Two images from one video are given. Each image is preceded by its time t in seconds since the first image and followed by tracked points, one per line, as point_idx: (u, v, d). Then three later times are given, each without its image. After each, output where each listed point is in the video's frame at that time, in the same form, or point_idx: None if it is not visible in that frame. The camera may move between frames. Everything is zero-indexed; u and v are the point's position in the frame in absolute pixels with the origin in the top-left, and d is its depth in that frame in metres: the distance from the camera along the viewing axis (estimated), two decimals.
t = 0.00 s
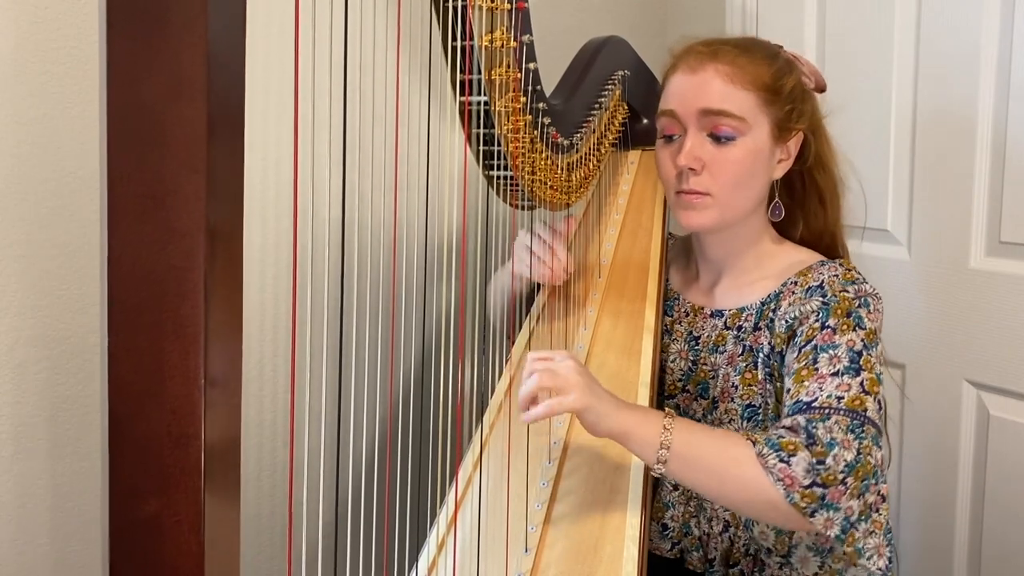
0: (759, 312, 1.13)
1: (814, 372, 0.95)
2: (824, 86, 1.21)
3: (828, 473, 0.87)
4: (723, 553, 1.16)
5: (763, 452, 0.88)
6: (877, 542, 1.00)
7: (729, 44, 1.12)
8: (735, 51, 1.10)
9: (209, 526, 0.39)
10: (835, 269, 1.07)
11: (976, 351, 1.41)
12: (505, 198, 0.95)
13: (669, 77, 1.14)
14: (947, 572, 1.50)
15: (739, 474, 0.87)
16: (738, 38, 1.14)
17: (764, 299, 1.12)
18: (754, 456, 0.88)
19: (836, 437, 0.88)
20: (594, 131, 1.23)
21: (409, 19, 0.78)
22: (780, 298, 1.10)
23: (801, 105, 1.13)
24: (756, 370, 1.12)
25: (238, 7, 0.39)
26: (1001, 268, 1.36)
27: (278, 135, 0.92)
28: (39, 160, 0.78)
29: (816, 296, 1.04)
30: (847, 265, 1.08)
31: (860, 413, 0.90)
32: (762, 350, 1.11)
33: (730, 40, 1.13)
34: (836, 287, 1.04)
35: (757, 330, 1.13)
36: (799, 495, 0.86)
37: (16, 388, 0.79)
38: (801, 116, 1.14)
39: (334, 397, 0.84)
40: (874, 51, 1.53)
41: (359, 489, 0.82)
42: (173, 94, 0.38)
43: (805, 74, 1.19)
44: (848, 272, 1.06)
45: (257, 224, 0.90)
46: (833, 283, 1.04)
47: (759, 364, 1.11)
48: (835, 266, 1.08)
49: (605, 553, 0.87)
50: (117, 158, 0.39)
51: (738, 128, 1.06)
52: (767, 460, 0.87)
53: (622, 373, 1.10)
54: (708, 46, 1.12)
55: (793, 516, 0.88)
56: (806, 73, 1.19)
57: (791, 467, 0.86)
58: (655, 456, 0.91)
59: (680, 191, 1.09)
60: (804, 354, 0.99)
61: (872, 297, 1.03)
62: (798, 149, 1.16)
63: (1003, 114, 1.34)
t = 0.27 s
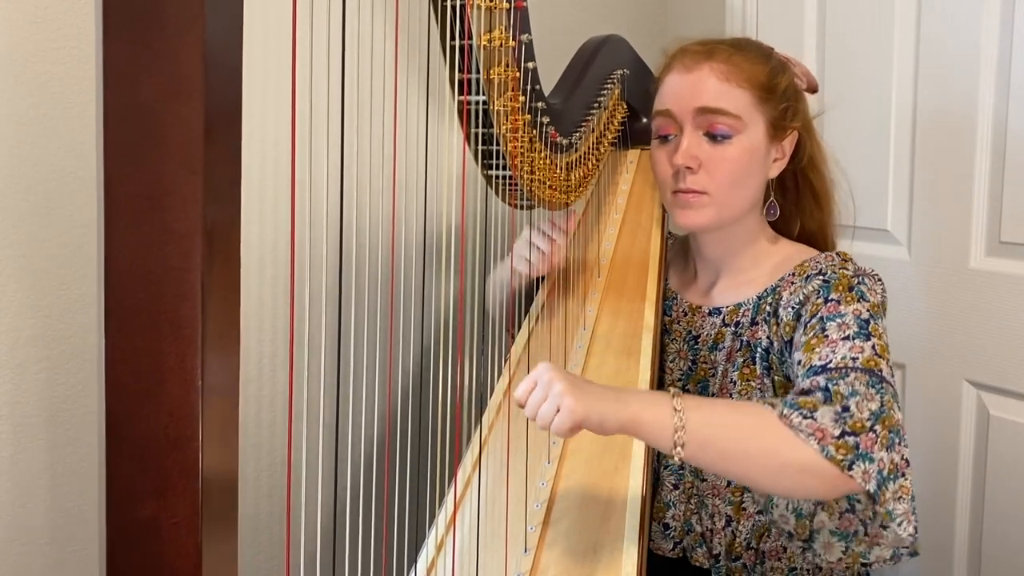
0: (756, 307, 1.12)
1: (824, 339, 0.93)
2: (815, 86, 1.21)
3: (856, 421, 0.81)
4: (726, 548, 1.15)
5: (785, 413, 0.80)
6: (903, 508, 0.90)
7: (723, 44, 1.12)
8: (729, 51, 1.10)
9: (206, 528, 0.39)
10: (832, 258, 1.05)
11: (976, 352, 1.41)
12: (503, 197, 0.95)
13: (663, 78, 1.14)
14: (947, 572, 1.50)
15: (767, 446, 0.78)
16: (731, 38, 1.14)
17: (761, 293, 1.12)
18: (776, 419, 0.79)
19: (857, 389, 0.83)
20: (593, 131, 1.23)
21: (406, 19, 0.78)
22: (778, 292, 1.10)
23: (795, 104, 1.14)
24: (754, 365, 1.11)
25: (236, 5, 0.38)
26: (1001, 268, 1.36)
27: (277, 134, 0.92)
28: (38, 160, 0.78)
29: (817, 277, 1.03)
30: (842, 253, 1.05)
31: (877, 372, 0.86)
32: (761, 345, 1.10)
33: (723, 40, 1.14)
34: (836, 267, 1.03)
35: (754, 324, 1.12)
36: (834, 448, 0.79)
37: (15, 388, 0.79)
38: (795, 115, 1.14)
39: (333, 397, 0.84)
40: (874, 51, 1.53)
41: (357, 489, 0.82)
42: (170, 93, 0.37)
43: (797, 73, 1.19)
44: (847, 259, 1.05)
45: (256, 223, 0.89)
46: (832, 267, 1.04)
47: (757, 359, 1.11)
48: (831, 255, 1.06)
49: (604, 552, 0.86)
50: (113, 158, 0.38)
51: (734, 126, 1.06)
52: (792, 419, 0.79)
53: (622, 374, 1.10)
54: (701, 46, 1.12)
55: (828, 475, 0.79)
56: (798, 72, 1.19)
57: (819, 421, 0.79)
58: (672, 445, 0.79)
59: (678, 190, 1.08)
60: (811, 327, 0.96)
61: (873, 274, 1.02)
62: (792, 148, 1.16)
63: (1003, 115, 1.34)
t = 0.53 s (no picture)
0: (753, 307, 1.13)
1: (817, 330, 0.94)
2: (807, 85, 1.21)
3: (844, 413, 0.84)
4: (725, 549, 1.15)
5: (780, 388, 0.82)
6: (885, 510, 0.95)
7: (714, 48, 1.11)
8: (719, 56, 1.10)
9: (204, 529, 0.38)
10: (830, 258, 1.05)
11: (976, 352, 1.41)
12: (502, 197, 0.94)
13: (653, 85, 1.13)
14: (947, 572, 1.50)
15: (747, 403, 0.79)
16: (721, 43, 1.13)
17: (758, 293, 1.13)
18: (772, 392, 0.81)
19: (847, 382, 0.86)
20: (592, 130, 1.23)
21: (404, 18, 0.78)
22: (774, 292, 1.10)
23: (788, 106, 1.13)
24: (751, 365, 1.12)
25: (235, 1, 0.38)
26: (1002, 268, 1.36)
27: (275, 134, 0.92)
28: (38, 159, 0.78)
29: (815, 273, 1.04)
30: (841, 253, 1.06)
31: (865, 371, 0.88)
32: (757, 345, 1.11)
33: (713, 45, 1.13)
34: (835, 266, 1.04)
35: (751, 324, 1.13)
36: (818, 433, 0.82)
37: (15, 388, 0.79)
38: (789, 117, 1.14)
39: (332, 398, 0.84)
40: (874, 51, 1.53)
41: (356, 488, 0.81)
42: (169, 92, 0.37)
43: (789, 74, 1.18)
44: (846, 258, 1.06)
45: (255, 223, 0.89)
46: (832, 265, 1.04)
47: (754, 359, 1.12)
48: (831, 256, 1.06)
49: (603, 553, 0.86)
50: (110, 158, 0.38)
51: (728, 133, 1.06)
52: (785, 395, 0.81)
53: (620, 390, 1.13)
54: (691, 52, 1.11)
55: (807, 458, 0.82)
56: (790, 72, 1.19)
57: (811, 403, 0.82)
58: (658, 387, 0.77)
59: (674, 199, 1.08)
60: (805, 319, 0.97)
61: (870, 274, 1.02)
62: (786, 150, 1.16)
63: (1003, 115, 1.34)
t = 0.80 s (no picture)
0: (748, 321, 1.13)
1: (791, 382, 0.96)
2: (793, 86, 1.20)
3: (790, 487, 0.88)
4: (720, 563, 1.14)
5: (726, 458, 0.87)
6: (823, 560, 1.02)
7: (692, 66, 1.11)
8: (699, 75, 1.09)
9: (204, 529, 0.38)
10: (827, 283, 1.06)
11: (976, 352, 1.41)
12: (502, 197, 0.94)
13: (634, 106, 1.12)
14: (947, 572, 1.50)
15: (694, 469, 0.86)
16: (700, 58, 1.12)
17: (753, 308, 1.12)
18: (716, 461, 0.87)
19: (803, 453, 0.89)
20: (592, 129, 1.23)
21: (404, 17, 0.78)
22: (768, 309, 1.10)
23: (772, 117, 1.13)
24: (746, 381, 1.11)
25: None
26: (1002, 268, 1.36)
27: (274, 134, 0.92)
28: (39, 159, 0.77)
29: (803, 309, 1.05)
30: (838, 273, 1.08)
31: (830, 431, 0.91)
32: (751, 360, 1.11)
33: (692, 61, 1.12)
34: (826, 299, 1.04)
35: (746, 339, 1.12)
36: (759, 506, 0.87)
37: (15, 388, 0.78)
38: (774, 129, 1.13)
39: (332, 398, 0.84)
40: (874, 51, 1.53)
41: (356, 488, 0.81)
42: (169, 92, 0.37)
43: (772, 78, 1.17)
44: (840, 286, 1.06)
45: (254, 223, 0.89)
46: (823, 296, 1.04)
47: (749, 374, 1.11)
48: (827, 279, 1.07)
49: (604, 553, 0.86)
50: (110, 157, 0.38)
51: (712, 154, 1.05)
52: (731, 467, 0.87)
53: (623, 376, 1.10)
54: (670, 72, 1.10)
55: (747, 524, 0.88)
56: (775, 76, 1.18)
57: (754, 477, 0.86)
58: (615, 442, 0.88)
59: (661, 221, 1.08)
60: (783, 363, 0.99)
61: (860, 311, 1.02)
62: (775, 159, 1.15)
63: (1003, 115, 1.34)
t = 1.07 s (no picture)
0: (743, 329, 1.13)
1: (783, 412, 0.95)
2: (786, 88, 1.18)
3: (782, 529, 0.90)
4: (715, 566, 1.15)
5: (721, 506, 0.89)
6: None
7: (680, 79, 1.10)
8: (687, 89, 1.08)
9: (205, 530, 0.38)
10: (821, 296, 1.06)
11: (976, 352, 1.41)
12: (503, 197, 0.94)
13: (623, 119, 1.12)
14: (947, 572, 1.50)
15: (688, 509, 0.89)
16: (689, 70, 1.11)
17: (749, 317, 1.12)
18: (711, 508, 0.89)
19: (794, 490, 0.90)
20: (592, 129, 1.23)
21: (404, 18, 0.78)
22: (763, 319, 1.10)
23: (763, 125, 1.12)
24: (741, 389, 1.12)
25: None
26: (1002, 268, 1.36)
27: (274, 135, 0.92)
28: (39, 159, 0.77)
29: (797, 328, 1.04)
30: (831, 285, 1.07)
31: (821, 462, 0.92)
32: (745, 369, 1.11)
33: (681, 73, 1.11)
34: (818, 319, 1.03)
35: (741, 347, 1.13)
36: (752, 547, 0.89)
37: (15, 388, 0.78)
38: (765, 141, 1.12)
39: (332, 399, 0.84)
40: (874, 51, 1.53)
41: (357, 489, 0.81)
42: (169, 92, 0.37)
43: (765, 82, 1.16)
44: (834, 298, 1.05)
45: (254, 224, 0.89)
46: (816, 313, 1.03)
47: (743, 382, 1.11)
48: (821, 291, 1.07)
49: (604, 553, 0.87)
50: (110, 158, 0.38)
51: (701, 171, 1.05)
52: (724, 514, 0.88)
53: (623, 375, 1.10)
54: (659, 86, 1.10)
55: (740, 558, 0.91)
56: (768, 79, 1.17)
57: (747, 523, 0.88)
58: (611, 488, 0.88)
59: (653, 235, 1.09)
60: (776, 390, 0.98)
61: (853, 331, 1.02)
62: (767, 168, 1.15)
63: (1003, 116, 1.34)
